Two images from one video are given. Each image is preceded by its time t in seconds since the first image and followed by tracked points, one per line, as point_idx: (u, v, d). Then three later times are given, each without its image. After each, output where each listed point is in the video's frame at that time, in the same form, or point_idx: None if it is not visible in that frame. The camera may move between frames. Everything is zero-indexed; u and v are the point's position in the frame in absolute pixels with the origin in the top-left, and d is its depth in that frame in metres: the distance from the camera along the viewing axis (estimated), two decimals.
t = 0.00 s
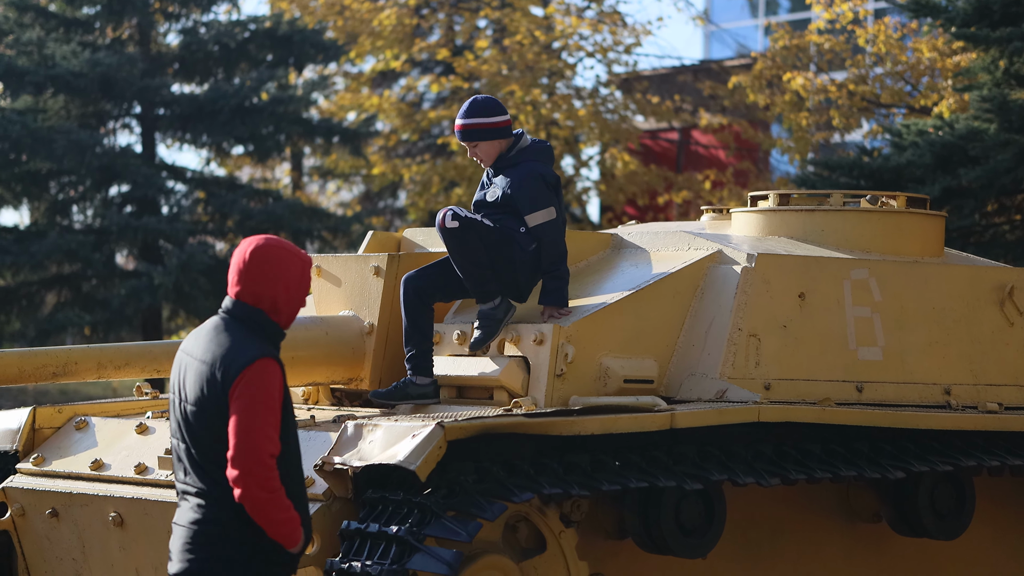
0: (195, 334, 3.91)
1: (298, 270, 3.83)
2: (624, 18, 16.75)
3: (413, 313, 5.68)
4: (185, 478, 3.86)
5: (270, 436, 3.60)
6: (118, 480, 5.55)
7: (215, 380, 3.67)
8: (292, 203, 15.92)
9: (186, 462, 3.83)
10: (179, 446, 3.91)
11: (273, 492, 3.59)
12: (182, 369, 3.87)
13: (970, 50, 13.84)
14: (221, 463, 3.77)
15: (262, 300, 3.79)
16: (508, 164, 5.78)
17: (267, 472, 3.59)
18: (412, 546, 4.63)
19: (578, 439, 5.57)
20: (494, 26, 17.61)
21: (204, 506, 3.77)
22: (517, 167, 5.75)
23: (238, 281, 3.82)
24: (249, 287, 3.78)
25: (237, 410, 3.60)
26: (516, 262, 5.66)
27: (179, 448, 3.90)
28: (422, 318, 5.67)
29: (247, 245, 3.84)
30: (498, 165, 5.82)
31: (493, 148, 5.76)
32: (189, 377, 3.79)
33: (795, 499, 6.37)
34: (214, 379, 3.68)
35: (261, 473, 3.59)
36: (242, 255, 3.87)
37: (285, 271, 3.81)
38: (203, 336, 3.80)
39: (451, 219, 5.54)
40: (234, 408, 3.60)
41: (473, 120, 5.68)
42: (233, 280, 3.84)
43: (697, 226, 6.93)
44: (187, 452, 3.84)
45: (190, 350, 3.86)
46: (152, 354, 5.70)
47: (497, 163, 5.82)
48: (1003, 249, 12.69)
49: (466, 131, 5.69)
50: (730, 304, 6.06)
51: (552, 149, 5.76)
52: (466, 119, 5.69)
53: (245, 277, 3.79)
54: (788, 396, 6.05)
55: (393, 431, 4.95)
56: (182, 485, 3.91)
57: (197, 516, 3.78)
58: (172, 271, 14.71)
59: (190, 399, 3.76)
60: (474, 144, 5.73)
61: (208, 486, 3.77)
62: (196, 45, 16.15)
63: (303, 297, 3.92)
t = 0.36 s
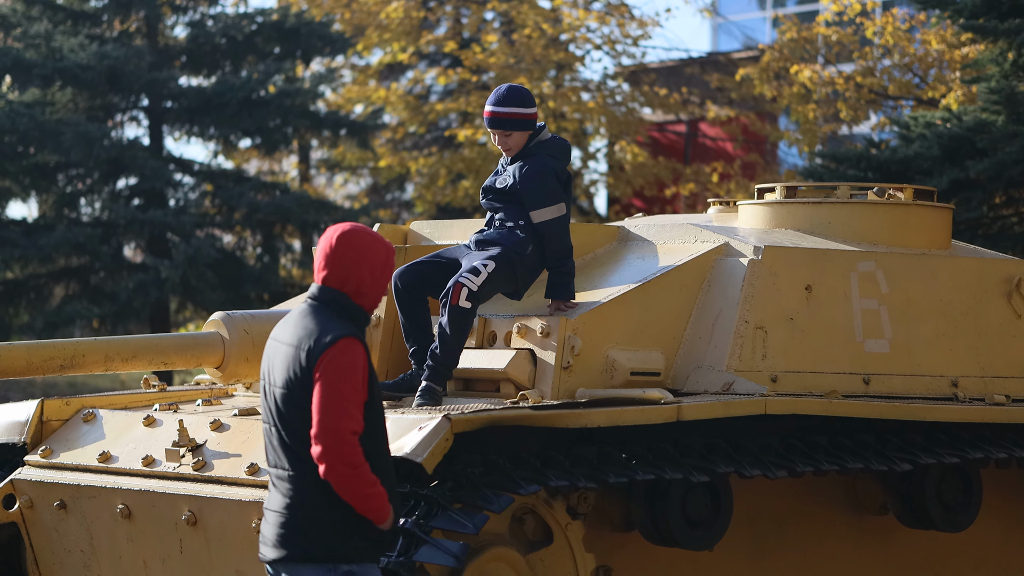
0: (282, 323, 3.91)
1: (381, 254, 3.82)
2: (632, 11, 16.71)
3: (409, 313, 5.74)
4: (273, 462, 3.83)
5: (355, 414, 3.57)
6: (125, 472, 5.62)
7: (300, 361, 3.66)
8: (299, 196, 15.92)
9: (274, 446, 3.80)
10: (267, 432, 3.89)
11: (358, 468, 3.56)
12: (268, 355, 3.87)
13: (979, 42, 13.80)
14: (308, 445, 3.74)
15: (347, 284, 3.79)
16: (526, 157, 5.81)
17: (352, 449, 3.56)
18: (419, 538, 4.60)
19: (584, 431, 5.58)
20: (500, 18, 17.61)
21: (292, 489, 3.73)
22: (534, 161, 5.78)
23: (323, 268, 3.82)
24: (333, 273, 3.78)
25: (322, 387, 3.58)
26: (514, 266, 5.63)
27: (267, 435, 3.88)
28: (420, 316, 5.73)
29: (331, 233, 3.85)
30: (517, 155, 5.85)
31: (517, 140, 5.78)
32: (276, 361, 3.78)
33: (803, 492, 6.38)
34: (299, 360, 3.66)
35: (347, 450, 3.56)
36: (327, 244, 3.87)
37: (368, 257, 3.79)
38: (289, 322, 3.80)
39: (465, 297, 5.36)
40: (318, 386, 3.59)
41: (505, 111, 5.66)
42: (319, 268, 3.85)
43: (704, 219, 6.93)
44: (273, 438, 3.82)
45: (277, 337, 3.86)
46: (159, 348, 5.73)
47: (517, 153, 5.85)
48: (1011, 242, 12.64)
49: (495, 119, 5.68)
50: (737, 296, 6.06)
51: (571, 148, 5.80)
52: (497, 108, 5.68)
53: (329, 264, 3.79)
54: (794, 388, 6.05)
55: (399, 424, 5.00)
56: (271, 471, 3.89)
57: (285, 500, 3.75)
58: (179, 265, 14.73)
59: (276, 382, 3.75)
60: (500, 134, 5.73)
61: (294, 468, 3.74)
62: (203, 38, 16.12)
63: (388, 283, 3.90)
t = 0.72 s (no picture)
0: (370, 322, 3.78)
1: (487, 260, 3.85)
2: (646, 3, 16.69)
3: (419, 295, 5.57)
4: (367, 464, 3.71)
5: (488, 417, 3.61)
6: (140, 465, 5.63)
7: (425, 365, 3.61)
8: (313, 188, 15.94)
9: (373, 448, 3.68)
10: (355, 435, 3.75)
11: (489, 471, 3.62)
12: (362, 355, 3.73)
13: (994, 34, 13.74)
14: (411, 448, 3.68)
15: (455, 288, 3.78)
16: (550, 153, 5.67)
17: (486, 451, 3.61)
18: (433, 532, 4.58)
19: (598, 424, 5.58)
20: (514, 11, 17.62)
21: (399, 491, 3.64)
22: (556, 159, 5.67)
23: (428, 271, 3.78)
24: (441, 277, 3.76)
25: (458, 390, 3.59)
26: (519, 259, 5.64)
27: (355, 437, 3.75)
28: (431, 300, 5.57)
29: (431, 237, 3.82)
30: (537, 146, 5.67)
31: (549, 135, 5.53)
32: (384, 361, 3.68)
33: (816, 486, 6.38)
34: (424, 363, 3.61)
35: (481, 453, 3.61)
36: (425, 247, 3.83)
37: (475, 263, 3.81)
38: (392, 322, 3.71)
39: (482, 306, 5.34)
40: (454, 389, 3.59)
41: (557, 112, 5.35)
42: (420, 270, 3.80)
43: (718, 211, 6.92)
44: (370, 440, 3.69)
45: (371, 338, 3.73)
46: (174, 340, 5.75)
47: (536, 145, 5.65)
48: None
49: (546, 117, 5.35)
50: (751, 289, 6.06)
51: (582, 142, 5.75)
52: (547, 104, 5.34)
53: (437, 267, 3.77)
54: (808, 381, 6.05)
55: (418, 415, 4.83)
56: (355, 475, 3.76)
57: (391, 503, 3.64)
58: (193, 257, 14.75)
59: (387, 384, 3.64)
60: (540, 129, 5.41)
61: (402, 472, 3.65)
62: (217, 31, 16.12)
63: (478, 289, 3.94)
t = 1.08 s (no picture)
0: (465, 306, 3.66)
1: (580, 257, 3.79)
2: None
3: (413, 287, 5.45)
4: (455, 450, 3.57)
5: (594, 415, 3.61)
6: (151, 457, 5.63)
7: (537, 355, 3.57)
8: (324, 181, 15.94)
9: (465, 434, 3.57)
10: (440, 421, 3.61)
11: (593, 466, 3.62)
12: (460, 339, 3.61)
13: (1008, 26, 13.70)
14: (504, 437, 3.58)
15: (551, 281, 3.71)
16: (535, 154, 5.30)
17: (590, 449, 3.60)
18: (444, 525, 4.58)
19: (609, 417, 5.57)
20: (525, 4, 17.61)
21: (493, 481, 3.54)
22: (543, 162, 5.35)
23: (523, 261, 3.70)
24: (541, 269, 3.69)
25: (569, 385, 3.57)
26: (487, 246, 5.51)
27: (441, 423, 3.60)
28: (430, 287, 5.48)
29: (527, 229, 3.75)
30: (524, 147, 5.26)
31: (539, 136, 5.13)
32: (484, 347, 3.58)
33: (827, 481, 6.37)
34: (535, 354, 3.57)
35: (584, 450, 3.59)
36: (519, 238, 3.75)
37: (571, 259, 3.75)
38: (495, 309, 3.62)
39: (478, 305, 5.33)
40: (564, 384, 3.56)
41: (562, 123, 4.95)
42: (516, 259, 3.71)
43: (729, 205, 6.90)
44: (463, 427, 3.57)
45: (469, 324, 3.62)
46: (184, 333, 5.77)
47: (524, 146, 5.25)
48: None
49: (549, 130, 4.97)
50: (762, 283, 6.04)
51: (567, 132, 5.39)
52: (553, 117, 4.91)
53: (535, 259, 3.69)
54: (819, 374, 6.04)
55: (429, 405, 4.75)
56: (432, 462, 3.60)
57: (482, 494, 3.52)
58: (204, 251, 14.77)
59: (491, 372, 3.56)
60: (536, 132, 5.04)
61: (496, 463, 3.55)
62: (228, 24, 16.08)
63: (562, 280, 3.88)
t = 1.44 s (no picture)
0: (481, 312, 3.65)
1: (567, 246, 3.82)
2: None
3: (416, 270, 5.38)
4: (486, 455, 3.55)
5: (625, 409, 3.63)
6: (163, 455, 5.64)
7: (563, 356, 3.57)
8: (336, 179, 15.94)
9: (496, 438, 3.55)
10: (469, 429, 3.59)
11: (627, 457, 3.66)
12: (483, 345, 3.59)
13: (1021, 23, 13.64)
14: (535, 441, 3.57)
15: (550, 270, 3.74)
16: (508, 108, 5.27)
17: (624, 442, 3.64)
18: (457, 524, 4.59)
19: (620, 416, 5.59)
20: (536, 2, 17.62)
21: (529, 486, 3.53)
22: (518, 116, 5.28)
23: (519, 259, 3.73)
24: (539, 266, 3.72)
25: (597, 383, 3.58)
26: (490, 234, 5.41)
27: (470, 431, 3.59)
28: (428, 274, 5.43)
29: (514, 225, 3.77)
30: (492, 103, 5.24)
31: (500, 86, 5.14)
32: (504, 348, 3.57)
33: (839, 480, 6.38)
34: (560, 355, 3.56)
35: (617, 444, 3.62)
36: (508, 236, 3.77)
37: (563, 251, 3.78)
38: (515, 313, 3.62)
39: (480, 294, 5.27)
40: (592, 381, 3.57)
41: (504, 59, 4.95)
42: (515, 260, 3.73)
43: (741, 203, 6.89)
44: (494, 433, 3.55)
45: (487, 329, 3.61)
46: (197, 331, 5.78)
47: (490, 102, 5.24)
48: None
49: (501, 69, 4.97)
50: (774, 280, 6.03)
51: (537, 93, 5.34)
52: (497, 53, 4.93)
53: (528, 255, 3.72)
54: (831, 372, 6.03)
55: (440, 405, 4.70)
56: (466, 471, 3.58)
57: (520, 498, 3.51)
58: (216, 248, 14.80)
59: (518, 377, 3.55)
60: (487, 80, 5.02)
61: (532, 466, 3.54)
62: (240, 22, 16.11)
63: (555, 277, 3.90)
